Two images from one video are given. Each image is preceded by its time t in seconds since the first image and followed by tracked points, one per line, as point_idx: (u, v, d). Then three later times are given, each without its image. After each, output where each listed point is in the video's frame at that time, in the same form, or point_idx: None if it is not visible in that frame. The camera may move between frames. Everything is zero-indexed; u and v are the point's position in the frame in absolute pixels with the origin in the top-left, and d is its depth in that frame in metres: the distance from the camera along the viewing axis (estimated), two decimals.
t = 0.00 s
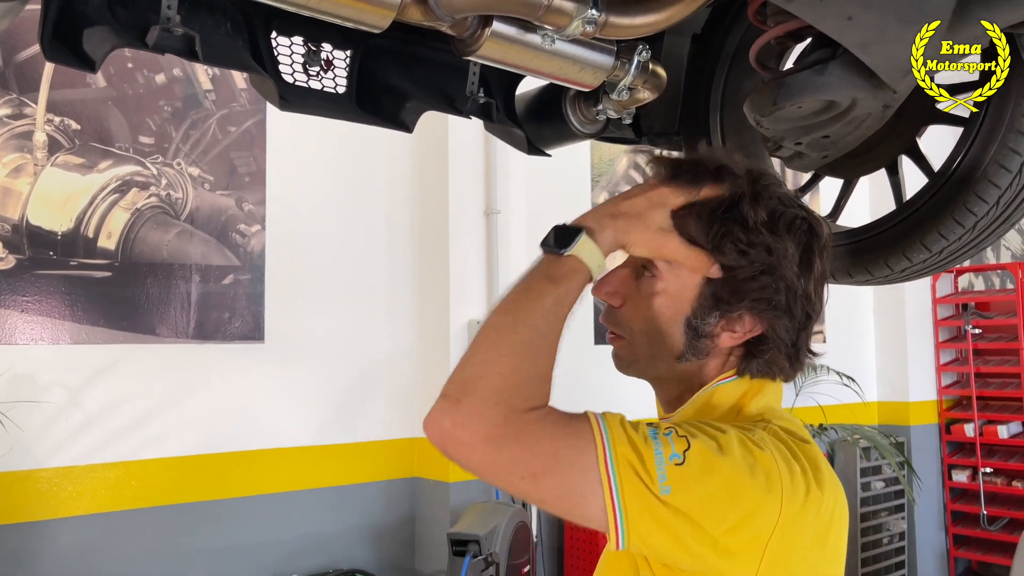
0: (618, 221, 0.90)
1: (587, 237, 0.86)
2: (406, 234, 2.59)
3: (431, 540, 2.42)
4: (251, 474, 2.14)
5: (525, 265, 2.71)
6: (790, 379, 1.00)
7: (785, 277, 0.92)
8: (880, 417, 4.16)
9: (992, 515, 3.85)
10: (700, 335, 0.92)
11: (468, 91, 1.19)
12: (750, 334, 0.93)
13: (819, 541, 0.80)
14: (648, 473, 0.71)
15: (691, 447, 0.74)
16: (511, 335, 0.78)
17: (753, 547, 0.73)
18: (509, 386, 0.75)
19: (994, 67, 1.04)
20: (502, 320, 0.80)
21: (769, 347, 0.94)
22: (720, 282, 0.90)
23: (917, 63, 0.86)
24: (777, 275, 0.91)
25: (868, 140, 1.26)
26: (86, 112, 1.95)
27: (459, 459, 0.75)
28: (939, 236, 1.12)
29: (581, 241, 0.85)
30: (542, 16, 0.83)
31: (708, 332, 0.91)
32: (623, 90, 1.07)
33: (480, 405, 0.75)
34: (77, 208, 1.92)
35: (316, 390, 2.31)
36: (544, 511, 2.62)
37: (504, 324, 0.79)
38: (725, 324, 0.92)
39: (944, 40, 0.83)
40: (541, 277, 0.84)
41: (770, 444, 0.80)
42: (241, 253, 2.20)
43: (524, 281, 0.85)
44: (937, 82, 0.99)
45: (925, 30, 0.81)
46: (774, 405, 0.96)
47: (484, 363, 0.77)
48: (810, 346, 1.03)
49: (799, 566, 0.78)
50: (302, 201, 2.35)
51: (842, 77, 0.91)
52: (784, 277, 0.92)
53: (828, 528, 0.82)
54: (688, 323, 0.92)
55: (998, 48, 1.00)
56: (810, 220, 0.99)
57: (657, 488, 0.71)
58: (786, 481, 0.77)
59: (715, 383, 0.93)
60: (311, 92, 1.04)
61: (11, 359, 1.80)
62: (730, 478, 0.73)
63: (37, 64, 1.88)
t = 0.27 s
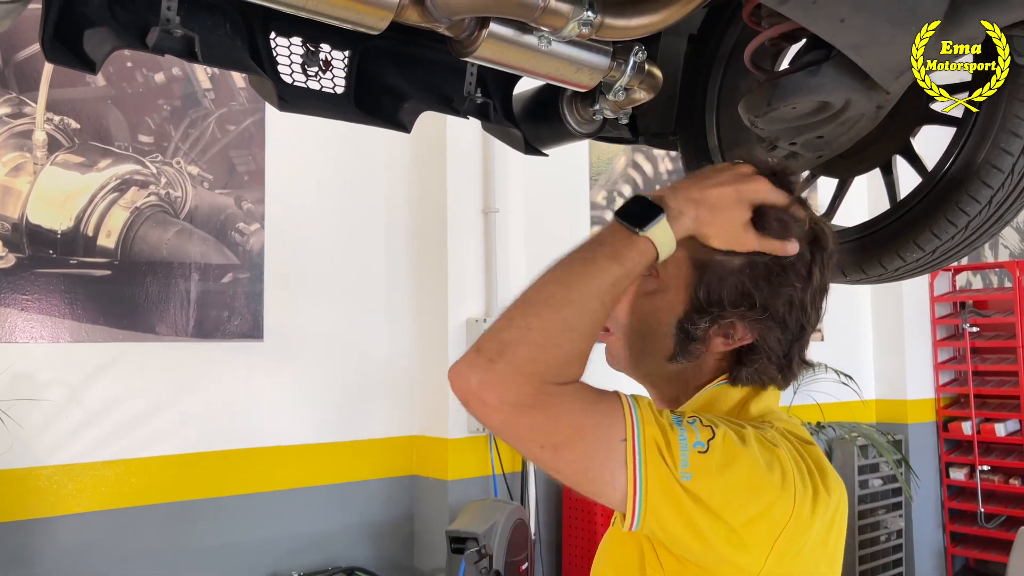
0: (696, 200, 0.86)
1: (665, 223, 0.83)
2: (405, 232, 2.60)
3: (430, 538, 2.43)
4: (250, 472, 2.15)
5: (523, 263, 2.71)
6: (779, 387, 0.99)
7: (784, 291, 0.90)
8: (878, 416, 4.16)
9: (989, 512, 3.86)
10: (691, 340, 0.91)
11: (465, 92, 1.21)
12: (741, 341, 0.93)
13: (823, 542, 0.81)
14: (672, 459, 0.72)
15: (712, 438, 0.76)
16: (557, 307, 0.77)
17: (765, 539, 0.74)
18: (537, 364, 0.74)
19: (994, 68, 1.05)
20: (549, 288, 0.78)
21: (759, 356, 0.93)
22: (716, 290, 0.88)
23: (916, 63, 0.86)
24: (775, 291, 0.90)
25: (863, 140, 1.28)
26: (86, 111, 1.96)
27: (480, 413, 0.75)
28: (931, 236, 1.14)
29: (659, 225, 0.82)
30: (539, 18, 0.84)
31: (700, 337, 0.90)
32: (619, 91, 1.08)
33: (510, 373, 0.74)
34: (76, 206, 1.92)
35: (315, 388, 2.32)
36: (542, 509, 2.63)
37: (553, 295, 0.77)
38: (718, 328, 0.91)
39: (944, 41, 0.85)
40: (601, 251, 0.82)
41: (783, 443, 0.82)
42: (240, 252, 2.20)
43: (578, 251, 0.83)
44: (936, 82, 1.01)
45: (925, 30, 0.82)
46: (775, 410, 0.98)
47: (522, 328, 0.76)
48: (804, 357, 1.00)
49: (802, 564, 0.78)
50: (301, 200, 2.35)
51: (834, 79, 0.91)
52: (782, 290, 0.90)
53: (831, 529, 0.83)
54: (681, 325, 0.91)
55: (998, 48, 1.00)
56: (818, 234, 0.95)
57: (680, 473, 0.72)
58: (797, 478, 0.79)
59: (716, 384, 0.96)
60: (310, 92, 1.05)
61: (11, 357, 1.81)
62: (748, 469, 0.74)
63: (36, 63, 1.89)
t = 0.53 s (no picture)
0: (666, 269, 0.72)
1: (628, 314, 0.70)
2: (405, 231, 2.60)
3: (430, 536, 2.44)
4: (251, 470, 2.15)
5: (524, 262, 2.72)
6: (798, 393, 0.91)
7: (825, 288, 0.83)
8: (877, 414, 4.17)
9: (988, 511, 3.87)
10: (719, 330, 0.83)
11: (467, 91, 1.21)
12: (771, 341, 0.84)
13: (844, 539, 0.77)
14: (672, 527, 0.66)
15: (710, 492, 0.68)
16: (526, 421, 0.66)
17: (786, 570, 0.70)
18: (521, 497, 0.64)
19: (994, 68, 1.05)
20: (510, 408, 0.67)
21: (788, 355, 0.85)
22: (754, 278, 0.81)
23: (915, 63, 0.87)
24: (815, 287, 0.81)
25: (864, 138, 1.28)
26: (86, 110, 1.96)
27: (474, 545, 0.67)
28: (932, 235, 1.15)
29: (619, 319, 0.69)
30: (541, 17, 0.84)
31: (729, 328, 0.82)
32: (621, 90, 1.08)
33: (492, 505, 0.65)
34: (77, 205, 1.93)
35: (315, 387, 2.32)
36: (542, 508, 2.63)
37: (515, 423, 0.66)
38: (746, 323, 0.83)
39: (944, 41, 0.85)
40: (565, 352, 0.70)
41: (786, 464, 0.74)
42: (241, 251, 2.21)
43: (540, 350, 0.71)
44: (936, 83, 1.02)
45: (925, 30, 0.82)
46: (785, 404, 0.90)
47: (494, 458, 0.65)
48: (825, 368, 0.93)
49: (829, 572, 0.75)
50: (301, 199, 2.36)
51: (835, 78, 0.92)
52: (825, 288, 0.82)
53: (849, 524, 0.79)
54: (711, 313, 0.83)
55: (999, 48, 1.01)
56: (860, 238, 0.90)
57: (685, 542, 0.66)
58: (806, 501, 0.72)
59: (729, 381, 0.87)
60: (312, 91, 1.05)
61: (13, 356, 1.81)
62: (754, 519, 0.68)
63: (37, 62, 1.89)
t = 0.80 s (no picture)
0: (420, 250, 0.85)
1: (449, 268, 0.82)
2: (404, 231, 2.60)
3: (430, 536, 2.44)
4: (251, 470, 2.15)
5: (523, 262, 2.72)
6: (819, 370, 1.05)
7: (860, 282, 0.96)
8: (876, 413, 4.18)
9: (987, 510, 3.88)
10: (787, 340, 0.91)
11: (467, 91, 1.22)
12: (824, 336, 0.95)
13: (847, 536, 0.77)
14: (678, 487, 0.65)
15: (720, 459, 0.68)
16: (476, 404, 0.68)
17: (791, 552, 0.69)
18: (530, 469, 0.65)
19: (994, 68, 1.06)
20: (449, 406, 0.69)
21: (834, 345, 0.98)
22: (823, 290, 0.90)
23: (915, 64, 0.87)
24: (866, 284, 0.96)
25: (864, 138, 1.29)
26: (87, 110, 1.96)
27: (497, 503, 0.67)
28: (932, 234, 1.15)
29: (442, 271, 0.81)
30: (541, 18, 0.85)
31: (797, 336, 0.91)
32: (621, 90, 1.09)
33: (509, 493, 0.66)
34: (78, 205, 1.93)
35: (315, 387, 2.32)
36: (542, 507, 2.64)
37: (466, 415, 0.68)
38: (809, 328, 0.92)
39: (943, 40, 0.85)
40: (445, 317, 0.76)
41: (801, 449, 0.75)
42: (241, 250, 2.21)
43: (435, 346, 0.72)
44: (936, 83, 1.03)
45: (925, 30, 0.83)
46: (801, 407, 0.90)
47: (478, 453, 0.66)
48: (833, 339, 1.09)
49: (829, 565, 0.74)
50: (302, 199, 2.36)
51: (835, 78, 0.92)
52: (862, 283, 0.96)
53: (854, 521, 0.78)
54: (780, 326, 0.90)
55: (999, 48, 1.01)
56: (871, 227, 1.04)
57: (690, 502, 0.65)
58: (819, 484, 0.72)
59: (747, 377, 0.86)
60: (313, 91, 1.06)
61: (13, 356, 1.81)
62: (766, 489, 0.67)
63: (37, 62, 1.89)
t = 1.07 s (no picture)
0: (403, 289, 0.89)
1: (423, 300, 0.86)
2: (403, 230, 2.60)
3: (429, 536, 2.44)
4: (251, 470, 2.15)
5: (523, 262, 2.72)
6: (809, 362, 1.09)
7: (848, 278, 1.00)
8: (875, 413, 4.18)
9: (986, 510, 3.88)
10: (787, 342, 0.92)
11: (467, 91, 1.22)
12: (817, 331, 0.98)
13: (857, 541, 0.76)
14: (684, 504, 0.65)
15: (724, 472, 0.68)
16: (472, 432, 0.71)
17: (803, 561, 0.69)
18: (532, 490, 0.67)
19: (994, 67, 1.05)
20: (443, 432, 0.72)
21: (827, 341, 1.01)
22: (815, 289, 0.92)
23: (915, 63, 0.87)
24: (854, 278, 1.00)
25: (862, 139, 1.29)
26: (86, 110, 1.96)
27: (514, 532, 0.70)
28: (931, 234, 1.15)
29: (414, 307, 0.84)
30: (541, 17, 0.85)
31: (796, 337, 0.93)
32: (620, 90, 1.09)
33: (518, 517, 0.68)
34: (77, 205, 1.93)
35: (314, 387, 2.32)
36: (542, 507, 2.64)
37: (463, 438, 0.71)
38: (806, 327, 0.94)
39: (944, 41, 0.85)
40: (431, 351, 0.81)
41: (805, 456, 0.74)
42: (241, 250, 2.21)
43: (426, 380, 0.76)
44: (935, 83, 1.03)
45: (925, 30, 0.83)
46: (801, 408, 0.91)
47: (481, 479, 0.69)
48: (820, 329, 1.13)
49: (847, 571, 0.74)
50: (301, 199, 2.36)
51: (835, 78, 0.92)
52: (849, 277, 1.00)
53: (864, 524, 0.78)
54: (782, 331, 0.91)
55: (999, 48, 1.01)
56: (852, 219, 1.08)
57: (697, 519, 0.65)
58: (827, 492, 0.72)
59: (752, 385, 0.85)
60: (312, 91, 1.05)
61: (13, 355, 1.81)
62: (773, 499, 0.67)
63: (37, 62, 1.89)
